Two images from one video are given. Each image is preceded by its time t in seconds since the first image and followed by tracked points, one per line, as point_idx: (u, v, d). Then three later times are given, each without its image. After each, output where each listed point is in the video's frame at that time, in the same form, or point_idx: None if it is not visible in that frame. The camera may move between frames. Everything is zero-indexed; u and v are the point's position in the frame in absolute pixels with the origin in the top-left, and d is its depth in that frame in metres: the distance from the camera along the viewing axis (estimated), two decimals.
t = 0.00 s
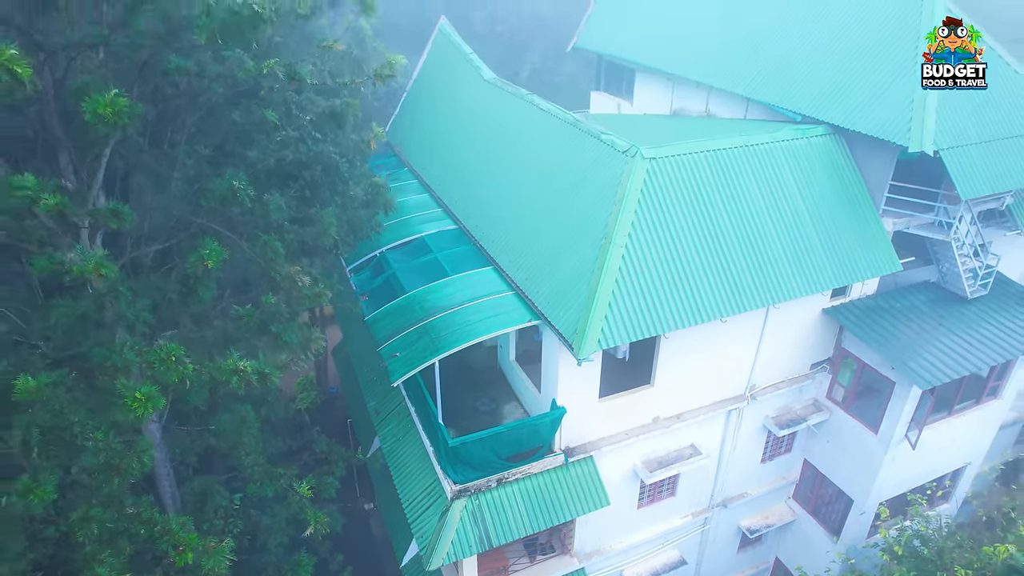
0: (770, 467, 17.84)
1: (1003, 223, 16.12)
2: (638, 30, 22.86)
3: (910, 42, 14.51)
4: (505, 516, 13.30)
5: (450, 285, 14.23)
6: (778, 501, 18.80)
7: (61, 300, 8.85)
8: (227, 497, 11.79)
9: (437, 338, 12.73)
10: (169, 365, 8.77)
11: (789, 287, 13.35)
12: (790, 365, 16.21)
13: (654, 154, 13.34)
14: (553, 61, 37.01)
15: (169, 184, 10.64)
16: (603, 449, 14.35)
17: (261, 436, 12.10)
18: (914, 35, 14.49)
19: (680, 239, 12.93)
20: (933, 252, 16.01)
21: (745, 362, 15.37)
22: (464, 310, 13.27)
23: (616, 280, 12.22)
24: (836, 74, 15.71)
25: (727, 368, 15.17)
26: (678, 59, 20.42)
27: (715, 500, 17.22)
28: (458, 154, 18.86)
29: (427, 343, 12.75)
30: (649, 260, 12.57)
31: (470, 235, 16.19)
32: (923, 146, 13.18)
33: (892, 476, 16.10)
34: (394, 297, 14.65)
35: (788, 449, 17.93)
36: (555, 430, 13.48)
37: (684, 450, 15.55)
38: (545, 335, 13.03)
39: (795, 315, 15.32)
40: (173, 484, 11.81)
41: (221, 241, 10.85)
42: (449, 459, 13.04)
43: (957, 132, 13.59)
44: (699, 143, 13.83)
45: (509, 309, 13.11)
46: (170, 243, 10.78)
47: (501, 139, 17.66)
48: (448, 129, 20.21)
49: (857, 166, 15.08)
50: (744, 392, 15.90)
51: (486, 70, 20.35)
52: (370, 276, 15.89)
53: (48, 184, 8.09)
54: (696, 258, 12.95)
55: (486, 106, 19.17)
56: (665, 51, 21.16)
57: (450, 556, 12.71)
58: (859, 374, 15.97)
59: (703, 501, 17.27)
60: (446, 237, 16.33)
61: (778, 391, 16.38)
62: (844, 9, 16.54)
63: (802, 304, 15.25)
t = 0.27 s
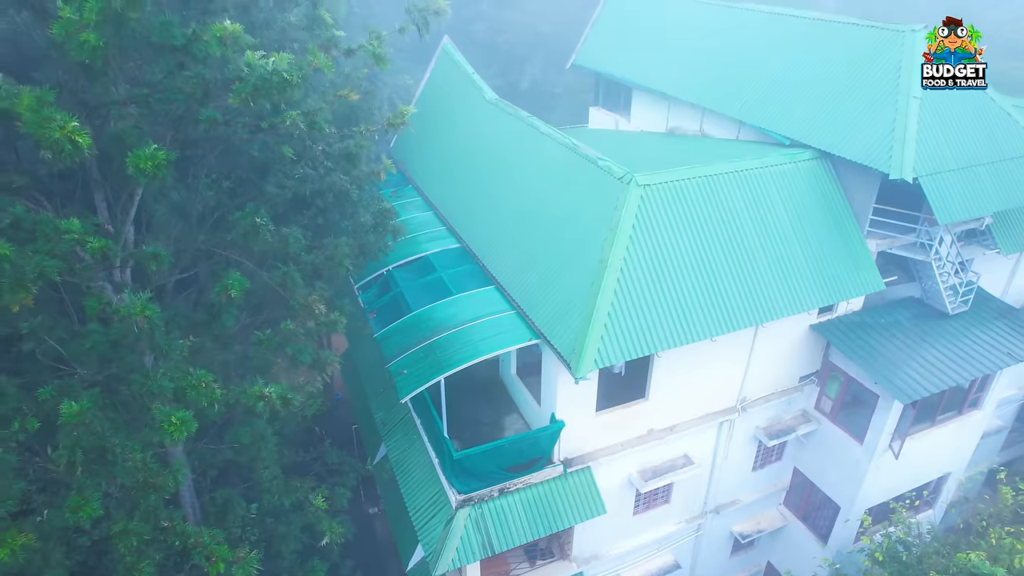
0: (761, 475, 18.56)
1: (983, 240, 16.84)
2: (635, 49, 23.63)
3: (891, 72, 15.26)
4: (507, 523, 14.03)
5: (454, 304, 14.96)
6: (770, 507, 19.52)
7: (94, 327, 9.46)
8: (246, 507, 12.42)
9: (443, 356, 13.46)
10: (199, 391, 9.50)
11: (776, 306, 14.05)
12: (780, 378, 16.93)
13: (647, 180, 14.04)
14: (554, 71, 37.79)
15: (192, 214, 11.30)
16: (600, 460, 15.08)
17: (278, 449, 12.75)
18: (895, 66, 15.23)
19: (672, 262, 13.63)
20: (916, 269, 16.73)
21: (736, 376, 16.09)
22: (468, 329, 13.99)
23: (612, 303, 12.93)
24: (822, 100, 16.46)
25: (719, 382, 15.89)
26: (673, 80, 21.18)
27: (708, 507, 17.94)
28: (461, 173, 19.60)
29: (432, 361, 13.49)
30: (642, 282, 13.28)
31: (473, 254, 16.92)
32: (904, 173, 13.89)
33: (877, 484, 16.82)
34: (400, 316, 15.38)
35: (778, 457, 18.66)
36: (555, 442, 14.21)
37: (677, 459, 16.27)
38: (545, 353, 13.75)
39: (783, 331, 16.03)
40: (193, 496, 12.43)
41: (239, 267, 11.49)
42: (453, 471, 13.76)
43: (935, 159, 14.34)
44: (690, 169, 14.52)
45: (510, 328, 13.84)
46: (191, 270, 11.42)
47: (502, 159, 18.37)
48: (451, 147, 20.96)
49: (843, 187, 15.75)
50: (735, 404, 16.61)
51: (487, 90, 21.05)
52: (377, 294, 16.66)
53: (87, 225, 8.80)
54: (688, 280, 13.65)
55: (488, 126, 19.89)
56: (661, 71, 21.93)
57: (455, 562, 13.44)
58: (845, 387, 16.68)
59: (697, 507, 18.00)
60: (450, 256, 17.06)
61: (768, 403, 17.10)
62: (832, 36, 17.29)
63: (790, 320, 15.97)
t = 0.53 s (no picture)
0: (752, 475, 19.36)
1: (965, 251, 17.57)
2: (633, 63, 24.43)
3: (875, 94, 16.12)
4: (509, 522, 14.83)
5: (458, 314, 15.75)
6: (761, 505, 20.32)
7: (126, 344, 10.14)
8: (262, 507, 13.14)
9: (448, 366, 14.25)
10: (225, 405, 10.22)
11: (764, 318, 14.79)
12: (769, 383, 17.70)
13: (641, 198, 14.76)
14: (553, 76, 38.49)
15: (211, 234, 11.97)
16: (596, 462, 15.89)
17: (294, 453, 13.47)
18: (879, 88, 16.09)
19: (664, 276, 14.37)
20: (900, 279, 17.48)
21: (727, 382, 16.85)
22: (472, 339, 14.78)
23: (608, 316, 13.67)
24: (810, 118, 17.25)
25: (710, 388, 16.66)
26: (668, 94, 21.98)
27: (700, 506, 18.76)
28: (464, 185, 20.35)
29: (438, 370, 14.27)
30: (636, 296, 14.02)
31: (475, 264, 17.69)
32: (885, 192, 14.61)
33: (861, 484, 17.61)
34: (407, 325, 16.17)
35: (768, 458, 19.45)
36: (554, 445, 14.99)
37: (670, 461, 17.07)
38: (544, 362, 14.52)
39: (773, 339, 16.79)
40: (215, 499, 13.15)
41: (256, 284, 12.16)
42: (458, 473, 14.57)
43: (917, 177, 15.06)
44: (682, 187, 15.24)
45: (511, 338, 14.61)
46: (211, 287, 12.09)
47: (503, 172, 19.11)
48: (454, 158, 21.71)
49: (829, 202, 16.46)
50: (726, 408, 17.40)
51: (488, 103, 21.75)
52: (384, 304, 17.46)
53: (123, 255, 9.57)
54: (680, 294, 14.39)
55: (489, 138, 20.62)
56: (657, 85, 22.73)
57: (460, 558, 14.26)
58: (832, 392, 17.43)
59: (690, 506, 18.80)
60: (453, 266, 17.84)
61: (758, 406, 17.87)
62: (821, 56, 18.05)
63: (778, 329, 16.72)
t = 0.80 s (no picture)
0: (742, 466, 20.23)
1: (949, 253, 18.28)
2: (631, 65, 25.04)
3: (862, 105, 16.83)
4: (511, 512, 15.70)
5: (462, 315, 16.55)
6: (751, 495, 21.21)
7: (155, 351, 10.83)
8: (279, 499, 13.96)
9: (453, 366, 15.08)
10: (250, 408, 10.97)
11: (753, 320, 15.56)
12: (759, 380, 18.51)
13: (636, 206, 15.48)
14: (554, 71, 38.98)
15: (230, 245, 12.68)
16: (593, 455, 16.74)
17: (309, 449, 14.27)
18: (866, 99, 16.79)
19: (658, 281, 15.13)
20: (885, 280, 18.24)
21: (718, 379, 17.64)
22: (475, 340, 15.59)
23: (604, 320, 14.44)
24: (800, 126, 17.94)
25: (702, 385, 17.46)
26: (665, 97, 22.62)
27: (693, 496, 19.65)
28: (467, 186, 21.03)
29: (444, 370, 15.11)
30: (631, 300, 14.77)
31: (478, 266, 18.44)
32: (870, 200, 15.32)
33: (846, 476, 18.48)
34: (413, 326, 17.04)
35: (758, 450, 20.32)
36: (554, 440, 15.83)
37: (664, 454, 17.92)
38: (544, 362, 15.31)
39: (763, 339, 17.57)
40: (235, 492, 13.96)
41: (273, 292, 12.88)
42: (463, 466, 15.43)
43: (900, 185, 15.77)
44: (676, 195, 15.95)
45: (513, 340, 15.40)
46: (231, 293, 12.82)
47: (504, 175, 19.79)
48: (456, 160, 22.37)
49: (818, 208, 17.16)
50: (718, 404, 18.22)
51: (489, 106, 22.35)
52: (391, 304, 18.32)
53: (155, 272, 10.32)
54: (673, 297, 15.15)
55: (491, 142, 21.27)
56: (654, 88, 23.36)
57: (466, 546, 15.14)
58: (819, 388, 18.24)
59: (683, 496, 19.69)
60: (458, 267, 18.61)
61: (748, 402, 18.69)
62: (813, 64, 18.68)
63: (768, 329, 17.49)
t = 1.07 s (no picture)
0: (735, 455, 21.08)
1: (934, 252, 18.97)
2: (630, 65, 25.62)
3: (851, 111, 17.50)
4: (514, 500, 16.55)
5: (466, 313, 17.32)
6: (743, 483, 22.08)
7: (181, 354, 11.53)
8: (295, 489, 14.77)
9: (458, 362, 15.89)
10: (272, 407, 11.76)
11: (744, 318, 16.31)
12: (751, 374, 19.29)
13: (633, 210, 16.18)
14: (554, 66, 39.45)
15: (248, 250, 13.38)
16: (591, 446, 17.56)
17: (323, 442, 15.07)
18: (855, 105, 17.46)
19: (653, 281, 15.86)
20: (873, 278, 18.96)
21: (712, 373, 18.42)
22: (479, 338, 16.36)
23: (603, 319, 15.19)
24: (792, 129, 18.60)
25: (696, 379, 18.24)
26: (663, 98, 23.22)
27: (687, 484, 20.51)
28: (470, 185, 21.69)
29: (449, 366, 15.93)
30: (627, 300, 15.51)
31: (482, 265, 19.18)
32: (856, 204, 16.00)
33: (834, 465, 19.32)
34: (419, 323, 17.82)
35: (750, 440, 21.15)
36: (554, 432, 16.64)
37: (659, 444, 18.75)
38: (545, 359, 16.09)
39: (754, 335, 18.32)
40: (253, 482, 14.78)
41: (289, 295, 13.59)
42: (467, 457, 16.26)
43: (886, 189, 16.45)
44: (671, 198, 16.65)
45: (515, 337, 16.17)
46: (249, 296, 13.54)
47: (506, 176, 20.45)
48: (460, 160, 23.03)
49: (808, 210, 17.86)
50: (711, 397, 19.02)
51: (492, 106, 22.97)
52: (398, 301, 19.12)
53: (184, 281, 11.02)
54: (668, 297, 15.89)
55: (493, 142, 21.92)
56: (652, 89, 23.96)
57: (470, 532, 16.02)
58: (808, 382, 19.03)
59: (678, 484, 20.55)
60: (462, 265, 19.34)
61: (740, 395, 19.48)
62: (806, 69, 19.29)
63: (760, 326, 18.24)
